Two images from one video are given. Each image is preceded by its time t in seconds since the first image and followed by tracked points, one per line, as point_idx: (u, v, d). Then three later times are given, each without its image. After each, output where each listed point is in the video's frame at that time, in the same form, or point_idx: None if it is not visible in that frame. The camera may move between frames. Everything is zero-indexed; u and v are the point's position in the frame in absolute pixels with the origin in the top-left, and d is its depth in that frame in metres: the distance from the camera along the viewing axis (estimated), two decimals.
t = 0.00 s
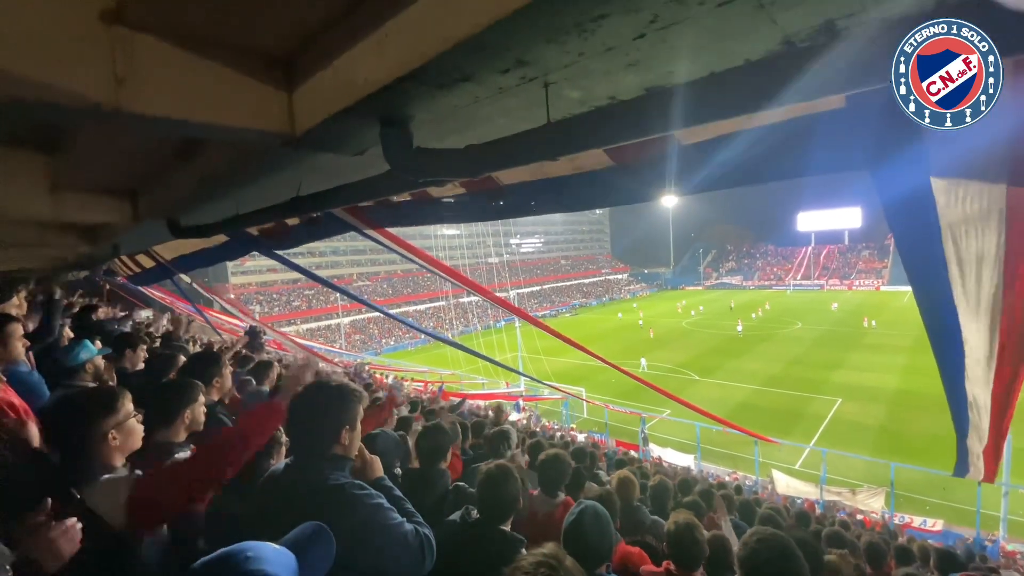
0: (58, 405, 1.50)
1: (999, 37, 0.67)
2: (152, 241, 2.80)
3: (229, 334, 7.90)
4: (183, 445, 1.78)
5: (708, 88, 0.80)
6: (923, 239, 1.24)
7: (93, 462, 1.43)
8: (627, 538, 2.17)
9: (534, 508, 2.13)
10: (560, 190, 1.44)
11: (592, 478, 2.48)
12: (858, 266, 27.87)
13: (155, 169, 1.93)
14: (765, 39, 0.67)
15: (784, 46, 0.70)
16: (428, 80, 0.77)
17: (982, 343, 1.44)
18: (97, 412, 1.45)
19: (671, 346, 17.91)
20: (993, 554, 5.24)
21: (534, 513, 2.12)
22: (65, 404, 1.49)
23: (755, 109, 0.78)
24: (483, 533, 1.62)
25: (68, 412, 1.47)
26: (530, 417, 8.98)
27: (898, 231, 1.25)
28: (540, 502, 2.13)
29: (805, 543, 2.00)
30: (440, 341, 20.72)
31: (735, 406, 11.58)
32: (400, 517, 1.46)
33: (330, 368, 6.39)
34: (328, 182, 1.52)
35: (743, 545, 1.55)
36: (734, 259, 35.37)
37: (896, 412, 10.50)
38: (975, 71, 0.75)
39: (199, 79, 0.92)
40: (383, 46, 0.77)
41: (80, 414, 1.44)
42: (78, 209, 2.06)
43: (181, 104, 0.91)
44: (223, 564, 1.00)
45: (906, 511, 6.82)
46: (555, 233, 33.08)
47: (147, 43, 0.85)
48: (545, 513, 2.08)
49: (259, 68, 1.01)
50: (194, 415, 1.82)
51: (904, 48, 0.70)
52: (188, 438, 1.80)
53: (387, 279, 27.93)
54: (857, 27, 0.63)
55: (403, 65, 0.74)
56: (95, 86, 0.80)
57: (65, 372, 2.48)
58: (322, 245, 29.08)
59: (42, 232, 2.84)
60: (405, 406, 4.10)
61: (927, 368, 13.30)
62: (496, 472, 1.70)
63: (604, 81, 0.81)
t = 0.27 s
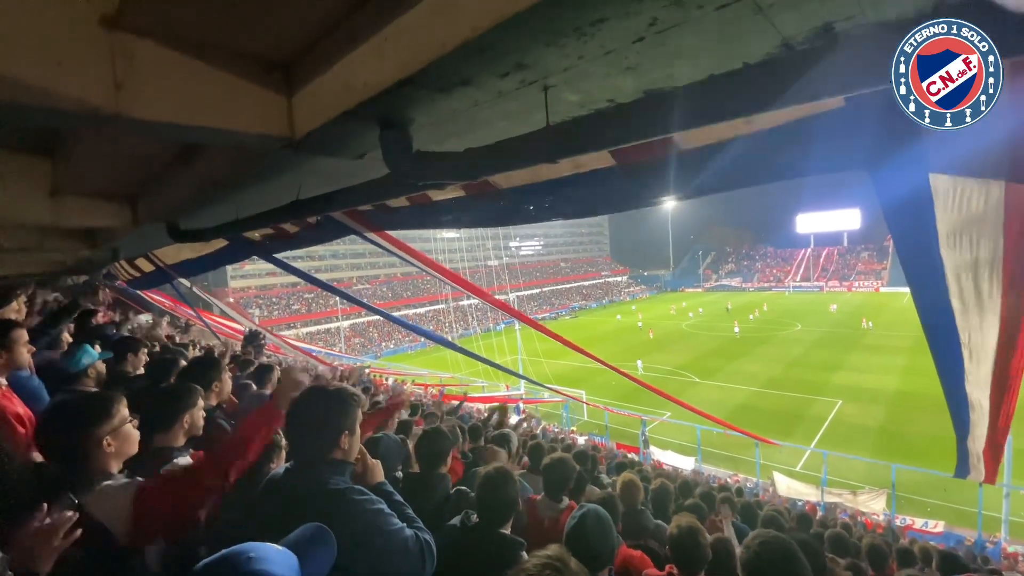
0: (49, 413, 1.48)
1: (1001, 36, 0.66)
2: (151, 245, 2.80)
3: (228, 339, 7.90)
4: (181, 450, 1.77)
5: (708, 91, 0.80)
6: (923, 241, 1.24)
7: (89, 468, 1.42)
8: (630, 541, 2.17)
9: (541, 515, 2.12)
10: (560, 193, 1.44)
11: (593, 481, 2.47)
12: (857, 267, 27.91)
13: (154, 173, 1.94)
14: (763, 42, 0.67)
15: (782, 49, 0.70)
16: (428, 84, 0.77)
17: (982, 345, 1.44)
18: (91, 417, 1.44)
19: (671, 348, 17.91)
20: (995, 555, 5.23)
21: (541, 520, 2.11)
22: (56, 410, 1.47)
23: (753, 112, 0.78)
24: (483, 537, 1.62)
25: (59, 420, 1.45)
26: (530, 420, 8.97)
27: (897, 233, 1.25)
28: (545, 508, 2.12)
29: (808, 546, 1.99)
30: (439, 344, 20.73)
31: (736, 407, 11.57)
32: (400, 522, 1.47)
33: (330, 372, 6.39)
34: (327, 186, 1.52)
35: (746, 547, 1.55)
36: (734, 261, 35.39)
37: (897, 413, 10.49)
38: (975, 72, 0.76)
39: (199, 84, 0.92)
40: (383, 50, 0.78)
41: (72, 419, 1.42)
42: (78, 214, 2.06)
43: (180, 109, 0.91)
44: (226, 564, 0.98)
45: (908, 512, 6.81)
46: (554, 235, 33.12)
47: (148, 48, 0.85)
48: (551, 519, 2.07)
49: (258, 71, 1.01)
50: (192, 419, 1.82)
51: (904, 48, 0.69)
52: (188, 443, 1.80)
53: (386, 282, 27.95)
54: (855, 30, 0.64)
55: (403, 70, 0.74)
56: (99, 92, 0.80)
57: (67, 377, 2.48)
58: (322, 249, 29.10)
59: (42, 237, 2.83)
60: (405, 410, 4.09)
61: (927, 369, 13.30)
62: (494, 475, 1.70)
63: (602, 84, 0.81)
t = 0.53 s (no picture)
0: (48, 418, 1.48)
1: (1000, 36, 0.66)
2: (150, 248, 2.79)
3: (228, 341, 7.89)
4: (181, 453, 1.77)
5: (706, 92, 0.80)
6: (921, 240, 1.24)
7: (88, 473, 1.41)
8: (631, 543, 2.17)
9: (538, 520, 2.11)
10: (559, 194, 1.44)
11: (593, 483, 2.47)
12: (857, 267, 27.92)
13: (152, 176, 1.93)
14: (761, 43, 0.67)
15: (779, 50, 0.70)
16: (427, 86, 0.77)
17: (981, 345, 1.44)
18: (91, 422, 1.43)
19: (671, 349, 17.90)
20: (996, 555, 5.22)
21: (539, 526, 2.09)
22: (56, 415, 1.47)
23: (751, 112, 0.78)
24: (482, 540, 1.61)
25: (59, 423, 1.45)
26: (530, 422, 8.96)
27: (895, 234, 1.25)
28: (544, 513, 2.10)
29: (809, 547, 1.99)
30: (439, 346, 20.71)
31: (736, 408, 11.56)
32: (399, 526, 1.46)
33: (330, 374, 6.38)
34: (327, 188, 1.51)
35: (748, 549, 1.54)
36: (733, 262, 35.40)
37: (897, 414, 10.49)
38: (975, 71, 0.76)
39: (197, 86, 0.92)
40: (382, 51, 0.77)
41: (71, 424, 1.42)
42: (77, 218, 2.06)
43: (179, 112, 0.91)
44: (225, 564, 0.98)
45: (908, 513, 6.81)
46: (554, 237, 33.12)
47: (146, 51, 0.85)
48: (550, 524, 2.06)
49: (257, 74, 1.01)
50: (192, 423, 1.82)
51: (903, 48, 0.70)
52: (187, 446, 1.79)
53: (386, 284, 27.93)
54: (853, 30, 0.64)
55: (402, 71, 0.74)
56: (98, 96, 0.80)
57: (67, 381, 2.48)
58: (321, 251, 29.07)
59: (40, 240, 2.83)
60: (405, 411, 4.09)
61: (926, 369, 13.30)
62: (493, 477, 1.69)
63: (601, 86, 0.81)
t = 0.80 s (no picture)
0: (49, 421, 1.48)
1: (1000, 37, 0.67)
2: (151, 248, 2.79)
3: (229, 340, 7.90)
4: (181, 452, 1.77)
5: (707, 89, 0.80)
6: (923, 236, 1.24)
7: (89, 473, 1.41)
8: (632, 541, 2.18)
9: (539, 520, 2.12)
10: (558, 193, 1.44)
11: (594, 481, 2.47)
12: (858, 265, 27.90)
13: (153, 176, 1.93)
14: (763, 40, 0.67)
15: (780, 45, 0.70)
16: (427, 84, 0.77)
17: (983, 340, 1.44)
18: (90, 423, 1.43)
19: (672, 347, 17.90)
20: (997, 551, 5.23)
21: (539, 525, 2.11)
22: (56, 418, 1.47)
23: (751, 110, 0.78)
24: (483, 538, 1.61)
25: (62, 423, 1.44)
26: (531, 421, 8.96)
27: (897, 230, 1.25)
28: (543, 513, 2.11)
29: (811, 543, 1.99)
30: (440, 345, 20.72)
31: (737, 406, 11.57)
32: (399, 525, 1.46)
33: (331, 373, 6.38)
34: (326, 187, 1.51)
35: (750, 547, 1.54)
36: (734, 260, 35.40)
37: (898, 411, 10.49)
38: (975, 71, 0.78)
39: (197, 86, 0.92)
40: (381, 49, 0.77)
41: (71, 425, 1.42)
42: (77, 217, 2.06)
43: (178, 111, 0.91)
44: (213, 564, 1.00)
45: (910, 510, 6.81)
46: (554, 235, 33.14)
47: (144, 49, 0.85)
48: (550, 524, 2.06)
49: (256, 72, 1.00)
50: (192, 423, 1.82)
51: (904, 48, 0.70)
52: (187, 446, 1.80)
53: (387, 283, 27.95)
54: (853, 26, 0.63)
55: (402, 70, 0.74)
56: (97, 95, 0.80)
57: (70, 380, 2.48)
58: (322, 251, 29.11)
59: (41, 240, 2.83)
60: (406, 410, 4.09)
61: (927, 367, 13.30)
62: (493, 475, 1.68)
63: (600, 83, 0.81)
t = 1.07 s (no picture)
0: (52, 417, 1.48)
1: (999, 38, 0.68)
2: (150, 248, 2.79)
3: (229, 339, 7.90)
4: (180, 451, 1.77)
5: (707, 86, 0.79)
6: (923, 234, 1.24)
7: (92, 471, 1.41)
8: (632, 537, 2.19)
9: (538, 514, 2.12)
10: (558, 191, 1.43)
11: (594, 478, 2.48)
12: (858, 262, 27.91)
13: (151, 175, 1.93)
14: (763, 35, 0.67)
15: (780, 41, 0.69)
16: (425, 81, 0.77)
17: (983, 338, 1.44)
18: (93, 421, 1.43)
19: (672, 345, 17.90)
20: (998, 548, 5.23)
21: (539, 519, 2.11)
22: (59, 414, 1.46)
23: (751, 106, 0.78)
24: (483, 536, 1.61)
25: (64, 422, 1.44)
26: (532, 419, 8.97)
27: (897, 229, 1.25)
28: (543, 508, 2.11)
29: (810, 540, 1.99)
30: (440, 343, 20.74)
31: (737, 404, 11.58)
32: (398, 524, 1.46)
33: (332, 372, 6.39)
34: (325, 185, 1.50)
35: (750, 543, 1.54)
36: (734, 258, 35.38)
37: (898, 408, 10.49)
38: (975, 71, 0.77)
39: (196, 85, 0.92)
40: (379, 46, 0.77)
41: (75, 423, 1.42)
42: (77, 216, 2.06)
43: (177, 110, 0.91)
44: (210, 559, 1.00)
45: (910, 507, 6.82)
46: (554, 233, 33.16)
47: (142, 47, 0.85)
48: (550, 519, 2.06)
49: (254, 71, 1.00)
50: (193, 421, 1.82)
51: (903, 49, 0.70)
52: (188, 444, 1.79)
53: (387, 282, 27.96)
54: (854, 21, 0.63)
55: (401, 67, 0.74)
56: (96, 93, 0.79)
57: (72, 378, 2.47)
58: (322, 250, 29.12)
59: (40, 240, 2.83)
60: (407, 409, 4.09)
61: (927, 364, 13.30)
62: (494, 472, 1.68)
63: (600, 80, 0.81)
